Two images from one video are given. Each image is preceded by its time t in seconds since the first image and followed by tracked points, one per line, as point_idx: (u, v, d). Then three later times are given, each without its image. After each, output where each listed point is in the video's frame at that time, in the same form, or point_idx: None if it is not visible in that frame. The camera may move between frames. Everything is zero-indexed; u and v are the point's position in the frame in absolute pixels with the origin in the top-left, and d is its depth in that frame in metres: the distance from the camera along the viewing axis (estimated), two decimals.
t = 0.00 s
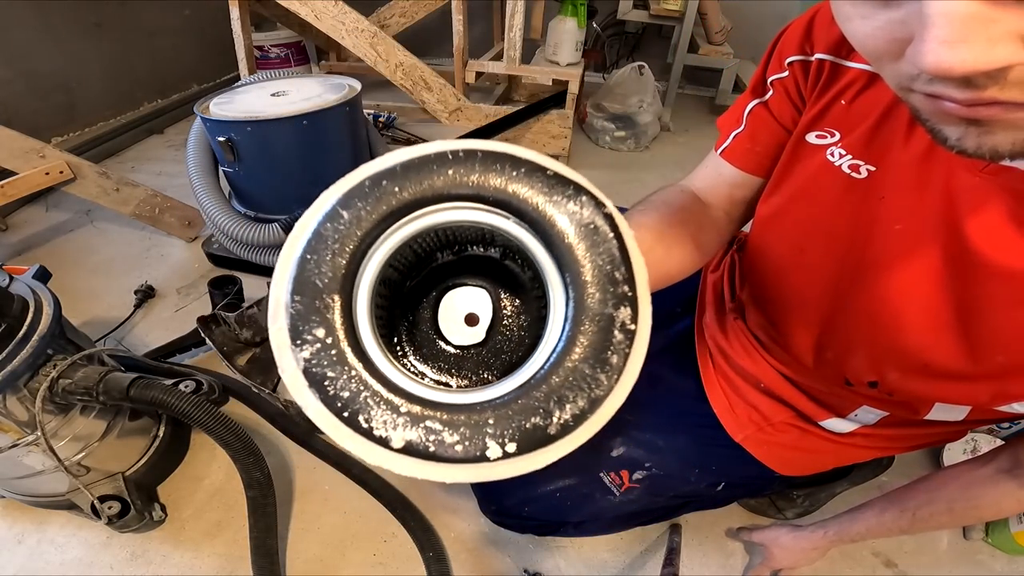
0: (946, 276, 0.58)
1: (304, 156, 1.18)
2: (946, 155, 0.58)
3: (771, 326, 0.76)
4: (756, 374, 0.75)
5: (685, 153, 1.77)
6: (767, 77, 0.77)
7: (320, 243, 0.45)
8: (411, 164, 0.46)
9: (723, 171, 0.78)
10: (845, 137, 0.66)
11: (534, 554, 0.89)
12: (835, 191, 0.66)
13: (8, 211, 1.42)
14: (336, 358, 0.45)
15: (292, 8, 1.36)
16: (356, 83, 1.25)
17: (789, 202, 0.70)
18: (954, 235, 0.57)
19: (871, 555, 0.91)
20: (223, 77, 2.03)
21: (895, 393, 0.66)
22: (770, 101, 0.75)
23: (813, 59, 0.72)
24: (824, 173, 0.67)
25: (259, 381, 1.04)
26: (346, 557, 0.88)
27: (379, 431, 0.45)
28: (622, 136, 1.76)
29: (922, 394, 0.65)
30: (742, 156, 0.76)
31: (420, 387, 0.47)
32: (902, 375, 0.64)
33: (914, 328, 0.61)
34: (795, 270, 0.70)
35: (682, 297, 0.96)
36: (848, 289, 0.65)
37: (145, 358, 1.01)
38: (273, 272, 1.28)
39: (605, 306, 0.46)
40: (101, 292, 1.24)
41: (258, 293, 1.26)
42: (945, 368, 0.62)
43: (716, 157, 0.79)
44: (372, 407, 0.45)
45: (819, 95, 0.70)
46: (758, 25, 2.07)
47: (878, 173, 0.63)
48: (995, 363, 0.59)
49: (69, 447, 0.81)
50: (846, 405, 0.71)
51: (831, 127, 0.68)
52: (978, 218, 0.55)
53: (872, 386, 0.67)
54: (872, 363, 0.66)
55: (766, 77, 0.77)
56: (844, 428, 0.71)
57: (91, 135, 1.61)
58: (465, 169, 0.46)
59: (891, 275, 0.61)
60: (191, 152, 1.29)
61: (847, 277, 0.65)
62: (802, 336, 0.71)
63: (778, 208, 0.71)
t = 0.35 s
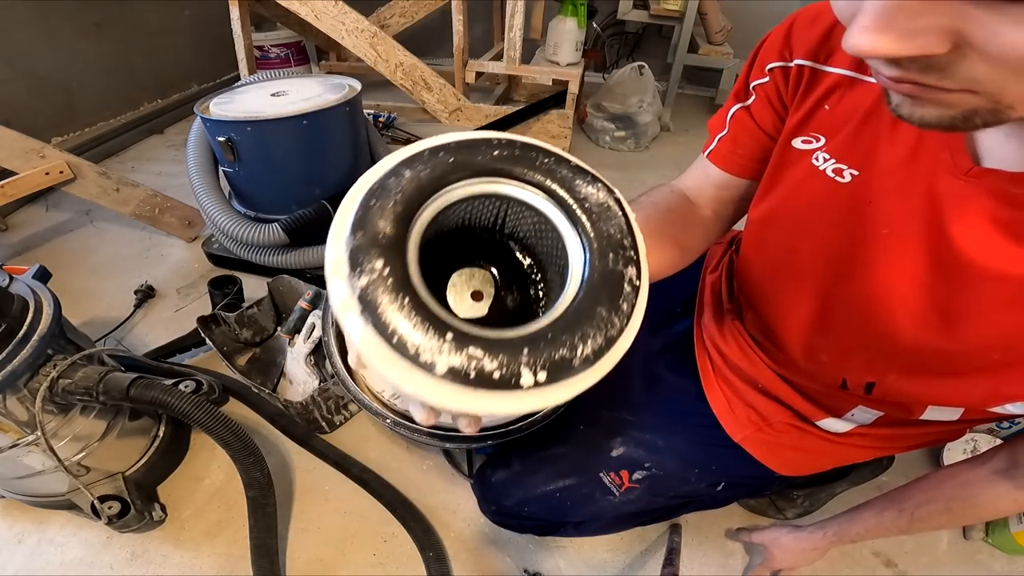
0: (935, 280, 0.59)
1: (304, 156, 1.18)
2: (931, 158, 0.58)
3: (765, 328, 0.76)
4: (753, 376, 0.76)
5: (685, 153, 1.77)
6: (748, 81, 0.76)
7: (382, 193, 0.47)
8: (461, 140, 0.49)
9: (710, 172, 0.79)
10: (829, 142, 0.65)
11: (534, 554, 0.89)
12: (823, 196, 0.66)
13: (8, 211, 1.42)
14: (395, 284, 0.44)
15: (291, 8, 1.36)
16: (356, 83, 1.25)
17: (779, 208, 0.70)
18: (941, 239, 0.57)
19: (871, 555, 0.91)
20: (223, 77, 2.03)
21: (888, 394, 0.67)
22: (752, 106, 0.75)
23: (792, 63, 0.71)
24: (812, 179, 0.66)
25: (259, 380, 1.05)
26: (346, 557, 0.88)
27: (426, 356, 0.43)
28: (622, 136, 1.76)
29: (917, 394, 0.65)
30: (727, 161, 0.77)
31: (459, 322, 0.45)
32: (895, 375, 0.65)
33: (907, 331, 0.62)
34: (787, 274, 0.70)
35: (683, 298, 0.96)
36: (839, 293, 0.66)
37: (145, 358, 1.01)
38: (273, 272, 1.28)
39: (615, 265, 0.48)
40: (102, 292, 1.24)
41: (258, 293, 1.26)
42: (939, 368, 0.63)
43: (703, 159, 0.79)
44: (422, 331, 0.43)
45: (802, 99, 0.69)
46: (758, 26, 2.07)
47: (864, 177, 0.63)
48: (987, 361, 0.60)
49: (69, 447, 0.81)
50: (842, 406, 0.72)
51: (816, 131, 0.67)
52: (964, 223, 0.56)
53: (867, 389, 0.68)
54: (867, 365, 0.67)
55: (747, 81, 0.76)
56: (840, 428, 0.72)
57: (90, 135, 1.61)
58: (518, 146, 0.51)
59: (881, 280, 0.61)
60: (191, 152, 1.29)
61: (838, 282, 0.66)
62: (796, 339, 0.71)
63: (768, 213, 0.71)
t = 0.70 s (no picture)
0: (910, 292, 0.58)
1: (304, 156, 1.18)
2: (896, 171, 0.57)
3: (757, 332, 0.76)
4: (746, 378, 0.76)
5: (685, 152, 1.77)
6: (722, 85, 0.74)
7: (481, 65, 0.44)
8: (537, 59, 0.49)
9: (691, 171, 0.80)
10: (803, 151, 0.65)
11: (534, 554, 0.89)
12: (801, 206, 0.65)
13: (8, 211, 1.42)
14: (488, 130, 0.40)
15: (291, 9, 1.36)
16: (356, 83, 1.24)
17: (762, 215, 0.70)
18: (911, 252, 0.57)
19: (871, 555, 0.91)
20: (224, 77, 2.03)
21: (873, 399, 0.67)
22: (726, 108, 0.73)
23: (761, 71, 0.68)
24: (790, 189, 0.66)
25: (259, 380, 1.05)
26: (346, 557, 0.88)
27: (505, 186, 0.39)
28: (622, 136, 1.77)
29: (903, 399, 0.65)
30: (703, 159, 0.78)
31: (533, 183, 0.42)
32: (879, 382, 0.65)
33: (886, 340, 0.61)
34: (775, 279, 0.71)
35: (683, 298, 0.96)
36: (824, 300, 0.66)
37: (145, 358, 1.01)
38: (273, 272, 1.28)
39: (648, 177, 0.48)
40: (102, 292, 1.24)
41: (258, 293, 1.26)
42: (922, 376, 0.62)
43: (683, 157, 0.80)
44: (509, 164, 0.40)
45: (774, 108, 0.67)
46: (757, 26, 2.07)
47: (838, 187, 0.62)
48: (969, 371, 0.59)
49: (69, 447, 0.81)
50: (830, 410, 0.72)
51: (791, 139, 0.66)
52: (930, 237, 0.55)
53: (851, 396, 0.68)
54: (847, 373, 0.67)
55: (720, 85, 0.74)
56: (832, 429, 0.72)
57: (91, 135, 1.61)
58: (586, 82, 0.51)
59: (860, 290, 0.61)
60: (191, 152, 1.29)
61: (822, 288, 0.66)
62: (783, 346, 0.72)
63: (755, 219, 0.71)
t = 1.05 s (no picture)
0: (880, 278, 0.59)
1: (303, 156, 1.18)
2: (864, 163, 0.59)
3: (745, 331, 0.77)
4: (732, 374, 0.77)
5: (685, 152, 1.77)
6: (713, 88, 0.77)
7: (469, 52, 0.46)
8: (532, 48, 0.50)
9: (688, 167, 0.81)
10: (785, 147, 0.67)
11: (534, 554, 0.89)
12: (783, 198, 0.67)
13: (8, 211, 1.42)
14: (464, 115, 0.42)
15: (292, 9, 1.36)
16: (356, 83, 1.24)
17: (748, 210, 0.72)
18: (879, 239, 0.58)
19: (871, 555, 0.91)
20: (224, 77, 2.03)
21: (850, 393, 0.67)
22: (717, 105, 0.75)
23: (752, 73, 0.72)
24: (771, 182, 0.68)
25: (259, 380, 1.05)
26: (346, 557, 0.88)
27: (472, 168, 0.41)
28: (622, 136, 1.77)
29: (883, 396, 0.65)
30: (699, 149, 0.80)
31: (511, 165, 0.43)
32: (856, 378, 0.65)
33: (855, 331, 0.62)
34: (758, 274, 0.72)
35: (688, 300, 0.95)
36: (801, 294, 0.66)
37: (145, 358, 1.01)
38: (273, 272, 1.28)
39: (620, 162, 0.47)
40: (102, 292, 1.24)
41: (258, 293, 1.26)
42: (896, 373, 0.61)
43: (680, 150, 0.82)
44: (477, 148, 0.41)
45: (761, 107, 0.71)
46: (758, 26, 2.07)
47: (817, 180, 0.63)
48: (942, 363, 0.58)
49: (68, 447, 0.82)
50: (817, 406, 0.72)
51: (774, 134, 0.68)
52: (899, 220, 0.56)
53: (828, 390, 0.68)
54: (819, 365, 0.67)
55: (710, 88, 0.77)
56: (820, 425, 0.71)
57: (91, 135, 1.61)
58: (578, 71, 0.51)
59: (833, 279, 0.62)
60: (191, 152, 1.29)
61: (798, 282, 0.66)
62: (769, 340, 0.72)
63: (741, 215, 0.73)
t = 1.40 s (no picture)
0: (851, 248, 0.59)
1: (303, 156, 1.18)
2: (839, 135, 0.61)
3: (748, 320, 0.78)
4: (732, 362, 0.78)
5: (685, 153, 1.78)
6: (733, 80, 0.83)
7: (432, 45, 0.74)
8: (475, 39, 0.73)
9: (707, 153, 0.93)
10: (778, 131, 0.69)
11: (534, 554, 0.89)
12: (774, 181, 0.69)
13: (8, 211, 1.42)
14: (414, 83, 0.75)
15: (291, 9, 1.36)
16: (356, 83, 1.25)
17: (750, 194, 0.74)
18: (847, 209, 0.59)
19: (871, 555, 0.91)
20: (224, 77, 2.03)
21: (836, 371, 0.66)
22: (730, 92, 0.83)
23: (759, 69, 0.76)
24: (766, 168, 0.71)
25: (259, 380, 1.05)
26: (346, 557, 0.88)
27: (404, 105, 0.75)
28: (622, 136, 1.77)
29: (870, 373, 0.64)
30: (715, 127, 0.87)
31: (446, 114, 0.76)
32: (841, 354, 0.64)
33: (834, 297, 0.62)
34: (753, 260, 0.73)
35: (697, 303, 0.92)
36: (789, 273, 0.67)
37: (145, 358, 1.01)
38: (273, 272, 1.28)
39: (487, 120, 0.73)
40: (102, 292, 1.24)
41: (258, 293, 1.26)
42: (869, 337, 0.60)
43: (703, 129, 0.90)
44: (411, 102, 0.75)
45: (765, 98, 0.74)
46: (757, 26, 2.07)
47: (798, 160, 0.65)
48: (915, 335, 0.57)
49: (69, 447, 0.82)
50: (820, 400, 0.70)
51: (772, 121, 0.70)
52: (868, 186, 0.57)
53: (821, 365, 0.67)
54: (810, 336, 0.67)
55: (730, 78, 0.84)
56: (821, 422, 0.71)
57: (90, 135, 1.61)
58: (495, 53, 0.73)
59: (811, 253, 0.63)
60: (191, 153, 1.28)
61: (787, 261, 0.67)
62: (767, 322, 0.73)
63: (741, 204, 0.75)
